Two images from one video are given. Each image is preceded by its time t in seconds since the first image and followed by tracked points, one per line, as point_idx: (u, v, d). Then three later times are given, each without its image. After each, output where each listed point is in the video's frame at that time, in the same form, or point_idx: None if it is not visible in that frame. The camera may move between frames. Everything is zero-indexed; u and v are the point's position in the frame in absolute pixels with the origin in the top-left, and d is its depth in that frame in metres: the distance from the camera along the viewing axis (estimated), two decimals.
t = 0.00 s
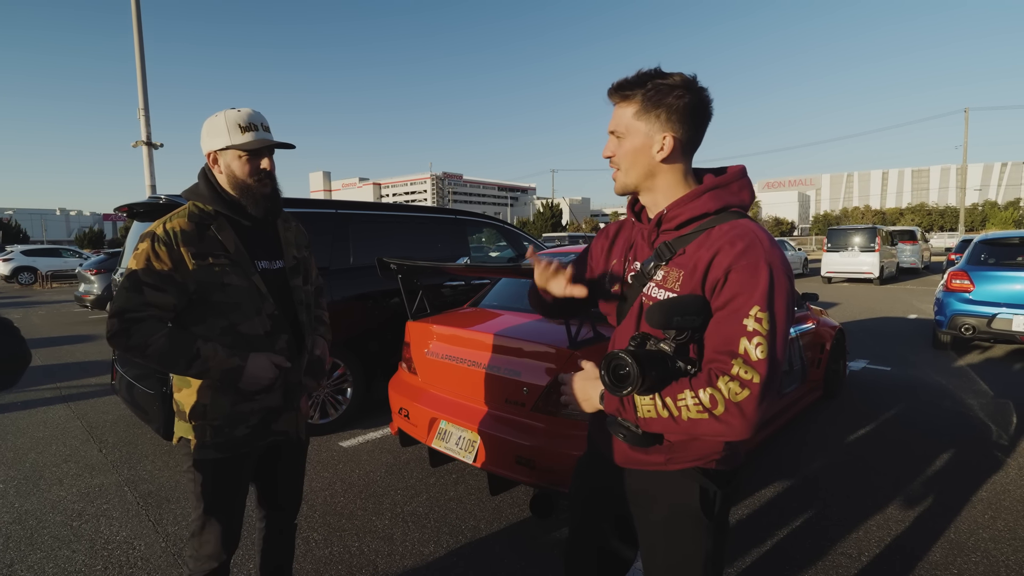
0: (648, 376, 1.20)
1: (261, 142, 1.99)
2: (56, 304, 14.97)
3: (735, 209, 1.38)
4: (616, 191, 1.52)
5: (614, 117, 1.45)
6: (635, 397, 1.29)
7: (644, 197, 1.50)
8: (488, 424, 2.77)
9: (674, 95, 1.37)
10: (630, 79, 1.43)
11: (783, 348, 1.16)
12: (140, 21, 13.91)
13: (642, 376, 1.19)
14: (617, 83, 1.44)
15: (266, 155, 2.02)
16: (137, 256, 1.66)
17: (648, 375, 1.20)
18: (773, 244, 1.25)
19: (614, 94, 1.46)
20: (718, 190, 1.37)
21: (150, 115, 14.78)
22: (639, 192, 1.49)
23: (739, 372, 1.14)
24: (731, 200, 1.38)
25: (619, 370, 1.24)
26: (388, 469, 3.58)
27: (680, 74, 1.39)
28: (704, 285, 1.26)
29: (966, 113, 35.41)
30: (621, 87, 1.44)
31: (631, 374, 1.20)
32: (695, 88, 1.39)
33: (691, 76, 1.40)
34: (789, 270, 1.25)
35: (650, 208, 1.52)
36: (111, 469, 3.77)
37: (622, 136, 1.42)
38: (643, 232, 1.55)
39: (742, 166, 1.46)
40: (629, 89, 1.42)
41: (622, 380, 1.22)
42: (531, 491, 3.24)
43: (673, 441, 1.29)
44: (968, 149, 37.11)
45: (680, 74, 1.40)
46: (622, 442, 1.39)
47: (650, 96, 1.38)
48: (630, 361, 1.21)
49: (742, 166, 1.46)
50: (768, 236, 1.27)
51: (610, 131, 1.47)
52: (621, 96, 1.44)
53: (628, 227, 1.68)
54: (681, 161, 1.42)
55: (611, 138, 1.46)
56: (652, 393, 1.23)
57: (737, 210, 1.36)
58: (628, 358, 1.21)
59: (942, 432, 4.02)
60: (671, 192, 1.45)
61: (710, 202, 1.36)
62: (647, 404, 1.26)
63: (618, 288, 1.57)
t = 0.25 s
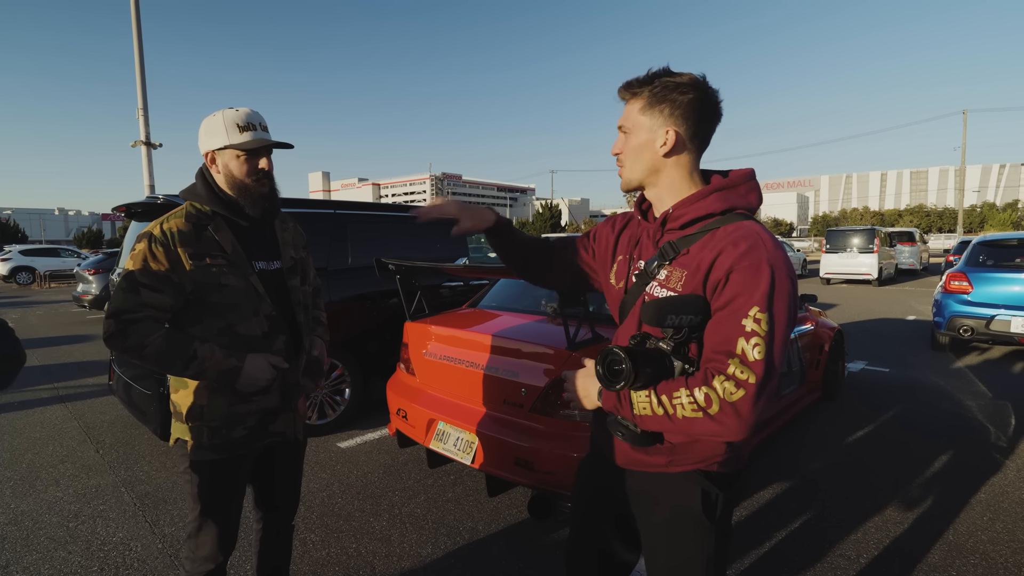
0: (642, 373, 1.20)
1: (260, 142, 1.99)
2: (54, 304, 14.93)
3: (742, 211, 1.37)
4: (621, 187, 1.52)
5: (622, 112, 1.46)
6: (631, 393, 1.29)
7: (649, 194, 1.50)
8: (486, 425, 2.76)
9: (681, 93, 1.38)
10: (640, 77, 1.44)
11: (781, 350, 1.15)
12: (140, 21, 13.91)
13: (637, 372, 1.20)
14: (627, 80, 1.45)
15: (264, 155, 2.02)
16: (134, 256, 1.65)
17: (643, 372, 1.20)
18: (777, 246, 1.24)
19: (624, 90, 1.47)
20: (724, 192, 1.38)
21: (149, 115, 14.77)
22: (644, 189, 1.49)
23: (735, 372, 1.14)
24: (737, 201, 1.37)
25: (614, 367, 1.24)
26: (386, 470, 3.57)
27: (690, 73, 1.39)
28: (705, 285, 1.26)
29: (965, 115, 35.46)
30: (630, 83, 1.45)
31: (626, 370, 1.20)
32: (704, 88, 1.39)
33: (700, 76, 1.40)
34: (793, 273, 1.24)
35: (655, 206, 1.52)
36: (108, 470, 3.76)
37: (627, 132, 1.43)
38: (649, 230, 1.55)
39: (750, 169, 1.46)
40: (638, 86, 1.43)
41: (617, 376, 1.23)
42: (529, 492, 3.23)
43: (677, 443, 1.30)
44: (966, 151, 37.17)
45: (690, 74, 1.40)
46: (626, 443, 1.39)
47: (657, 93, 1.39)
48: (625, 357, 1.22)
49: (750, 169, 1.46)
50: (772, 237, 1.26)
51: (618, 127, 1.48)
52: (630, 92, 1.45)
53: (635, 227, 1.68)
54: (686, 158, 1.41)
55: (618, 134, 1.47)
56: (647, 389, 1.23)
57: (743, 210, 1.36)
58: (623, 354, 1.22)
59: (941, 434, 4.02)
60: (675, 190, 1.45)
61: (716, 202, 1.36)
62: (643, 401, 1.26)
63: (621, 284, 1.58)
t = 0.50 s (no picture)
0: (647, 383, 1.20)
1: (258, 142, 1.99)
2: (52, 305, 14.90)
3: (739, 213, 1.36)
4: (618, 192, 1.52)
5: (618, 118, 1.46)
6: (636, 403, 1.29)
7: (645, 199, 1.49)
8: (484, 426, 2.76)
9: (677, 98, 1.37)
10: (635, 81, 1.43)
11: (781, 354, 1.15)
12: (139, 22, 13.90)
13: (641, 383, 1.19)
14: (623, 84, 1.45)
15: (262, 155, 2.01)
16: (130, 257, 1.65)
17: (647, 381, 1.20)
18: (776, 248, 1.24)
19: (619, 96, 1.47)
20: (720, 195, 1.37)
21: (147, 115, 14.75)
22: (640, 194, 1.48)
23: (736, 378, 1.14)
24: (734, 204, 1.36)
25: (617, 376, 1.23)
26: (384, 471, 3.56)
27: (685, 78, 1.39)
28: (703, 289, 1.25)
29: (963, 116, 35.53)
30: (625, 88, 1.44)
31: (630, 381, 1.20)
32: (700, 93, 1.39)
33: (695, 81, 1.40)
34: (792, 276, 1.24)
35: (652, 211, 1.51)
36: (106, 471, 3.75)
37: (623, 137, 1.42)
38: (646, 235, 1.55)
39: (745, 170, 1.45)
40: (633, 90, 1.42)
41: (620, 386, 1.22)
42: (527, 493, 3.23)
43: (676, 446, 1.29)
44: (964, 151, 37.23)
45: (686, 78, 1.40)
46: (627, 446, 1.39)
47: (651, 98, 1.38)
48: (629, 368, 1.20)
49: (745, 170, 1.45)
50: (769, 240, 1.25)
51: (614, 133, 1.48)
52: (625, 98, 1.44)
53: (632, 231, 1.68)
54: (682, 163, 1.41)
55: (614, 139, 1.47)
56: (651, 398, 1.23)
57: (739, 212, 1.35)
58: (626, 364, 1.21)
59: (939, 434, 4.02)
60: (671, 195, 1.44)
61: (712, 206, 1.35)
62: (647, 410, 1.26)
63: (621, 290, 1.59)
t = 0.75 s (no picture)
0: (635, 384, 1.21)
1: (259, 144, 1.98)
2: (50, 304, 14.86)
3: (730, 213, 1.35)
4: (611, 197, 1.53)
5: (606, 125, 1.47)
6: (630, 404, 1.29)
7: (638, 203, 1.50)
8: (482, 427, 2.76)
9: (662, 103, 1.38)
10: (622, 87, 1.44)
11: (769, 353, 1.14)
12: (136, 21, 13.84)
13: (628, 383, 1.20)
14: (610, 91, 1.46)
15: (262, 156, 2.01)
16: (128, 258, 1.64)
17: (638, 382, 1.21)
18: (767, 248, 1.23)
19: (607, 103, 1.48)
20: (710, 195, 1.36)
21: (145, 115, 14.72)
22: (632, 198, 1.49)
23: (722, 378, 1.13)
24: (724, 204, 1.35)
25: (605, 378, 1.23)
26: (382, 471, 3.56)
27: (670, 82, 1.39)
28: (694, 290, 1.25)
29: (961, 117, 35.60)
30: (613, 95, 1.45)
31: (618, 382, 1.20)
32: (686, 94, 1.38)
33: (681, 84, 1.39)
34: (785, 276, 1.23)
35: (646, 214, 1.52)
36: (103, 472, 3.74)
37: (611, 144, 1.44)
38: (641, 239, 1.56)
39: (737, 168, 1.44)
40: (619, 97, 1.43)
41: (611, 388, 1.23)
42: (525, 494, 3.23)
43: (674, 448, 1.29)
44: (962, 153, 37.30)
45: (671, 82, 1.40)
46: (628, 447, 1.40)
47: (637, 104, 1.39)
48: (617, 369, 1.21)
49: (737, 169, 1.44)
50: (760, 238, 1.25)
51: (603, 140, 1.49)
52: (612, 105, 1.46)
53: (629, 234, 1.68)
54: (671, 167, 1.41)
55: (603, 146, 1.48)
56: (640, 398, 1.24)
57: (731, 213, 1.34)
58: (613, 365, 1.21)
59: (936, 435, 4.03)
60: (662, 199, 1.45)
61: (702, 207, 1.35)
62: (639, 411, 1.26)
63: (622, 294, 1.59)
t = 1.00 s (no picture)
0: (611, 379, 1.24)
1: (261, 145, 1.98)
2: (47, 303, 14.83)
3: (721, 214, 1.34)
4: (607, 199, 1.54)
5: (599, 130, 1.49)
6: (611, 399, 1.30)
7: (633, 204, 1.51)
8: (480, 428, 2.75)
9: (651, 104, 1.39)
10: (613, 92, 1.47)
11: (746, 358, 1.14)
12: (136, 21, 13.83)
13: (605, 377, 1.24)
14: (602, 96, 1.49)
15: (264, 157, 2.01)
16: (127, 257, 1.64)
17: (622, 376, 1.24)
18: (755, 251, 1.22)
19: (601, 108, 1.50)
20: (701, 197, 1.36)
21: (144, 114, 14.69)
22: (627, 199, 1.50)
23: (698, 381, 1.14)
24: (715, 206, 1.35)
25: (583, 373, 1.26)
26: (380, 471, 3.56)
27: (659, 83, 1.41)
28: (679, 290, 1.26)
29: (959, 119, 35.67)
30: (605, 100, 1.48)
31: (594, 377, 1.24)
32: (674, 96, 1.40)
33: (670, 85, 1.41)
34: (773, 279, 1.21)
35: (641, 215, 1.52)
36: (100, 472, 3.73)
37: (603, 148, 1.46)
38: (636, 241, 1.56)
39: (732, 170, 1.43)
40: (610, 101, 1.45)
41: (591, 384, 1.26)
42: (524, 494, 3.23)
43: (661, 446, 1.29)
44: (960, 154, 37.38)
45: (661, 83, 1.41)
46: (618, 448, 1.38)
47: (626, 107, 1.41)
48: (594, 363, 1.24)
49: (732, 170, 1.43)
50: (747, 241, 1.23)
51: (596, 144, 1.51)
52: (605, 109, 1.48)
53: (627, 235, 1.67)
54: (663, 167, 1.41)
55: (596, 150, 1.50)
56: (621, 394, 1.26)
57: (722, 215, 1.33)
58: (592, 359, 1.25)
59: (933, 437, 4.03)
60: (655, 200, 1.45)
61: (693, 208, 1.35)
62: (621, 407, 1.28)
63: (617, 295, 1.58)
